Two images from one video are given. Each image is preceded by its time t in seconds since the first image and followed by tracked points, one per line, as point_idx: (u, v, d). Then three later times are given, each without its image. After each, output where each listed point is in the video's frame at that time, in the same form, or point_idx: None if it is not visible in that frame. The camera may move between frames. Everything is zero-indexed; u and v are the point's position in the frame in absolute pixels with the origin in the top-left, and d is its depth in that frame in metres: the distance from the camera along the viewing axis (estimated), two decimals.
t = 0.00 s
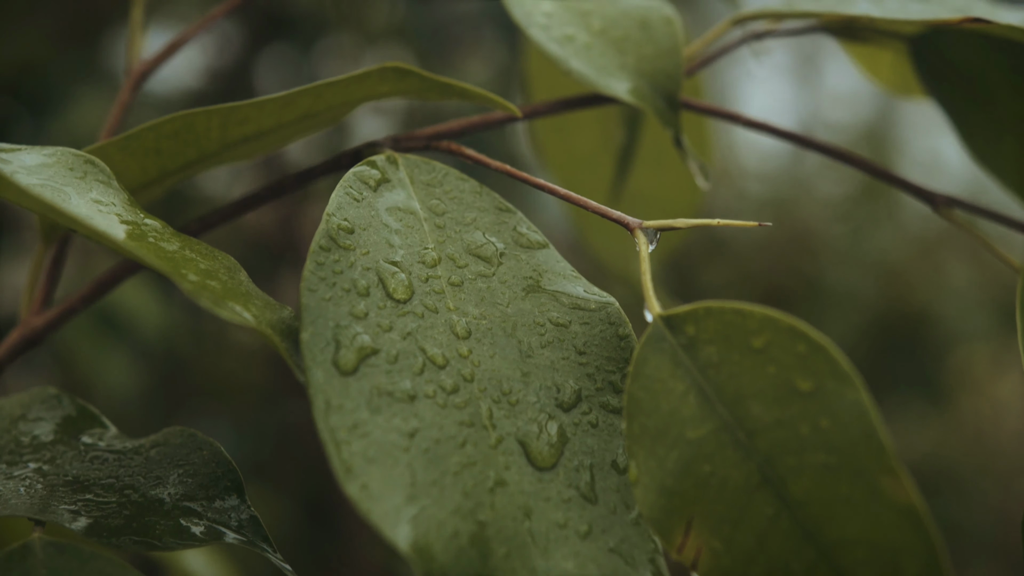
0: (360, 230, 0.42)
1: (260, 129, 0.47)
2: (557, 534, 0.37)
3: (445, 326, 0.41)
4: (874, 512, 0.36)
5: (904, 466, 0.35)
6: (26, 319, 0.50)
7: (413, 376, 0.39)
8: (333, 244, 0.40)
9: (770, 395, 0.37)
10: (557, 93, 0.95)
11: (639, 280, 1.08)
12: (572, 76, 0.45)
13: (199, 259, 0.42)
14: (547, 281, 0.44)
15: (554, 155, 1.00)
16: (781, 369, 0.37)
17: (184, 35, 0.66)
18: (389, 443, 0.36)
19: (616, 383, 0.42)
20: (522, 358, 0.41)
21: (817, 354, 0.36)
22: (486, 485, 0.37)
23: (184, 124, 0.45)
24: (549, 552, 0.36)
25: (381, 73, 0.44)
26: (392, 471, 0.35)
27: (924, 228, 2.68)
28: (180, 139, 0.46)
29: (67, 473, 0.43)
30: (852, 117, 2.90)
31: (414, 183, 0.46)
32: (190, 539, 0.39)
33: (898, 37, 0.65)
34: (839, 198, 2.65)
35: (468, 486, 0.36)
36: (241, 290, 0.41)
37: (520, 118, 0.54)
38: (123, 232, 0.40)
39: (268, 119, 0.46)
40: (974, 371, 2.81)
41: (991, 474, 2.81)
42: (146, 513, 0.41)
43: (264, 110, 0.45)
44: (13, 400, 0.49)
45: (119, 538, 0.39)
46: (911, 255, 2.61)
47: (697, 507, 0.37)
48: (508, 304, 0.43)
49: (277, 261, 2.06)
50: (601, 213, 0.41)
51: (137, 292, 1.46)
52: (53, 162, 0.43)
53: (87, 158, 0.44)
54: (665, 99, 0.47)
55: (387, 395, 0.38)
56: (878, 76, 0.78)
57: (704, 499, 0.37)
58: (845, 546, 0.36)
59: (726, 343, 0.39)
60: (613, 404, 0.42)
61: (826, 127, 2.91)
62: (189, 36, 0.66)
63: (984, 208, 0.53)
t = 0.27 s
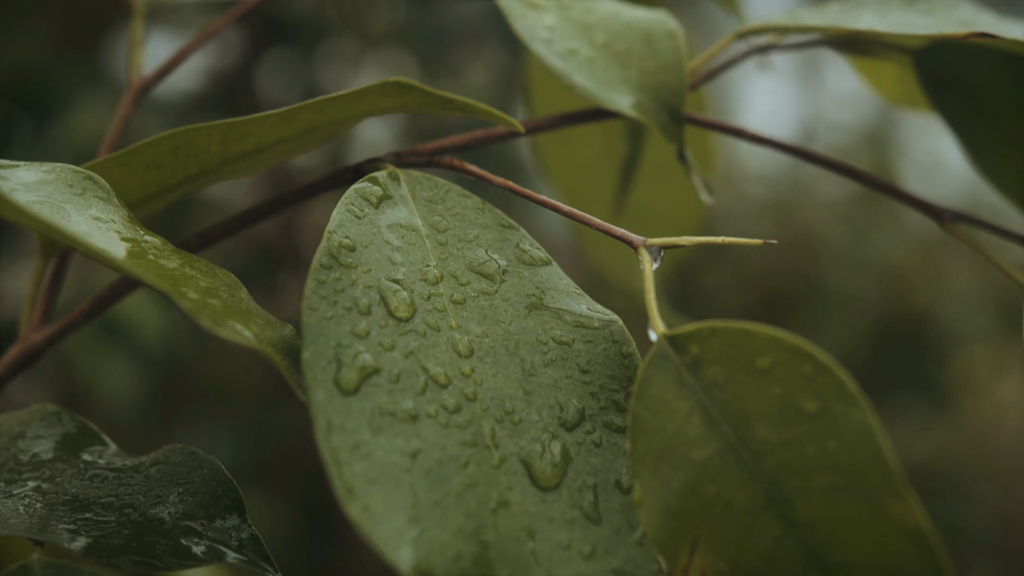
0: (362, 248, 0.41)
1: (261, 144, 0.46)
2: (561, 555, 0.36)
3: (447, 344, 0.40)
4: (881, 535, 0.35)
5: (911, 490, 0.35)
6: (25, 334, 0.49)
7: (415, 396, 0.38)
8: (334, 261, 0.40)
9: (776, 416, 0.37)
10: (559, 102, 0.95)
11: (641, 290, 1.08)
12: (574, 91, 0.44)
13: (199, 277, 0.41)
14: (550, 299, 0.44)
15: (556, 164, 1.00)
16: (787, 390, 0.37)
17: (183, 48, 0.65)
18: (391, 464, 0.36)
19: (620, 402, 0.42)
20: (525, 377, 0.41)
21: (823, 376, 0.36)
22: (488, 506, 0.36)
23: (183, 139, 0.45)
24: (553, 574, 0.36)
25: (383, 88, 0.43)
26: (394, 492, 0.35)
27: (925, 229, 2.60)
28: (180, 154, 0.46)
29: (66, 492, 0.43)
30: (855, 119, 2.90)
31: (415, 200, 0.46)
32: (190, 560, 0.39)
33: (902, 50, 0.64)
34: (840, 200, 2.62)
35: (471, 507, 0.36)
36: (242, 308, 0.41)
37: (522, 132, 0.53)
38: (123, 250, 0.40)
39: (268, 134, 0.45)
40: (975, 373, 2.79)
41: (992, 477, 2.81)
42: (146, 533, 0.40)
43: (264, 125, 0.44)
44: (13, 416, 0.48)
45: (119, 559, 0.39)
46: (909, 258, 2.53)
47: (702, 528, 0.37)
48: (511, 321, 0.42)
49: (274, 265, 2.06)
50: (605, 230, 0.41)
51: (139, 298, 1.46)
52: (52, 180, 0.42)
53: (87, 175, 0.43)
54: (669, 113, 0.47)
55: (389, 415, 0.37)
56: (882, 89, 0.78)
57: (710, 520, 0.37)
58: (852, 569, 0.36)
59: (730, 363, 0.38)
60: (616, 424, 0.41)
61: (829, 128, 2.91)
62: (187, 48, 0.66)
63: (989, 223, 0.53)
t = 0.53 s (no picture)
0: (364, 256, 0.41)
1: (263, 151, 0.46)
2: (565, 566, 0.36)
3: (450, 353, 0.40)
4: (887, 546, 0.35)
5: (918, 502, 0.34)
6: (26, 342, 0.49)
7: (418, 407, 0.38)
8: (336, 270, 0.40)
9: (782, 427, 0.37)
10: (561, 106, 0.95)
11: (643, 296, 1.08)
12: (578, 98, 0.44)
13: (201, 285, 0.41)
14: (553, 308, 0.44)
15: (558, 169, 0.99)
16: (792, 401, 0.36)
17: (183, 55, 0.65)
18: (394, 475, 0.36)
19: (624, 412, 0.42)
20: (528, 386, 0.40)
21: (829, 387, 0.35)
22: (492, 517, 0.36)
23: (184, 147, 0.44)
24: None
25: (385, 95, 0.43)
26: (397, 503, 0.35)
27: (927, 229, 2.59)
28: (181, 161, 0.45)
29: (66, 501, 0.43)
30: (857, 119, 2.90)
31: (418, 208, 0.46)
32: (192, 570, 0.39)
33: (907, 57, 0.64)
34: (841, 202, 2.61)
35: (474, 518, 0.36)
36: (244, 318, 0.41)
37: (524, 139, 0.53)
38: (124, 259, 0.39)
39: (270, 141, 0.45)
40: (976, 375, 2.77)
41: (993, 479, 2.80)
42: (147, 543, 0.40)
43: (266, 132, 0.44)
44: (13, 425, 0.48)
45: (119, 570, 0.39)
46: (912, 258, 2.52)
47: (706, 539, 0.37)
48: (514, 330, 0.42)
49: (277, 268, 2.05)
50: (609, 238, 0.41)
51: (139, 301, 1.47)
52: (52, 188, 0.42)
53: (88, 183, 0.43)
54: (673, 121, 0.47)
55: (392, 425, 0.37)
56: (887, 95, 0.77)
57: (715, 531, 0.37)
58: None
59: (736, 373, 0.38)
60: (620, 433, 0.41)
61: (831, 129, 2.91)
62: (187, 56, 0.65)
63: (993, 230, 0.53)
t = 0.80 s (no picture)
0: (367, 265, 0.41)
1: (264, 159, 0.46)
2: None
3: (453, 363, 0.40)
4: (893, 561, 0.35)
5: (926, 516, 0.34)
6: (26, 351, 0.49)
7: (420, 417, 0.38)
8: (338, 280, 0.39)
9: (788, 439, 0.36)
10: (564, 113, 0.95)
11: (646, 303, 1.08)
12: (582, 105, 0.44)
13: (202, 295, 0.41)
14: (557, 318, 0.43)
15: (560, 174, 0.99)
16: (798, 414, 0.36)
17: (185, 62, 0.64)
18: (397, 486, 0.35)
19: (628, 422, 0.41)
20: (532, 397, 0.40)
21: (835, 399, 0.35)
22: (496, 529, 0.36)
23: (185, 155, 0.44)
24: None
25: (388, 102, 0.43)
26: (400, 515, 0.35)
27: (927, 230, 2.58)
28: (182, 169, 0.45)
29: (66, 511, 0.42)
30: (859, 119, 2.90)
31: (421, 216, 0.45)
32: None
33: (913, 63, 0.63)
34: (842, 203, 2.61)
35: (478, 530, 0.35)
36: (245, 328, 0.41)
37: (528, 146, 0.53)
38: (125, 268, 0.39)
39: (271, 148, 0.45)
40: (976, 376, 2.76)
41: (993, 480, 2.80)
42: (147, 555, 0.40)
43: (267, 140, 0.44)
44: (12, 434, 0.48)
45: None
46: (913, 260, 2.51)
47: (710, 553, 0.36)
48: (518, 340, 0.42)
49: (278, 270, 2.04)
50: (613, 248, 0.40)
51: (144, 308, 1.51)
52: (53, 197, 0.42)
53: (89, 192, 0.43)
54: (678, 128, 0.46)
55: (395, 437, 0.37)
56: (890, 100, 0.77)
57: (719, 544, 0.36)
58: None
59: (742, 385, 0.37)
60: (625, 444, 0.41)
61: (832, 129, 2.90)
62: (189, 63, 0.65)
63: (999, 237, 0.53)
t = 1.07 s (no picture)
0: (371, 277, 0.40)
1: (267, 169, 0.45)
2: None
3: (458, 376, 0.39)
4: None
5: (935, 532, 0.34)
6: (28, 361, 0.49)
7: (425, 431, 0.37)
8: (342, 292, 0.39)
9: (796, 454, 0.36)
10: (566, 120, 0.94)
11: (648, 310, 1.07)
12: (586, 115, 0.44)
13: (205, 307, 0.41)
14: (562, 329, 0.43)
15: (563, 182, 0.99)
16: (806, 428, 0.36)
17: (187, 70, 0.64)
18: (401, 501, 0.35)
19: (634, 435, 0.41)
20: (537, 410, 0.40)
21: (844, 414, 0.35)
22: (501, 543, 0.35)
23: (188, 164, 0.44)
24: None
25: (391, 112, 0.42)
26: (405, 530, 0.34)
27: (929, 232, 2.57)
28: (184, 179, 0.45)
29: (68, 524, 0.42)
30: (860, 120, 2.90)
31: (425, 227, 0.45)
32: None
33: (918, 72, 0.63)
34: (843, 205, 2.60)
35: (483, 545, 0.35)
36: (249, 340, 0.40)
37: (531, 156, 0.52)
38: (128, 281, 0.39)
39: (274, 158, 0.44)
40: (979, 379, 2.75)
41: (995, 483, 2.80)
42: (151, 569, 0.40)
43: (270, 150, 0.43)
44: (14, 446, 0.47)
45: None
46: (915, 262, 2.50)
47: (717, 568, 0.36)
48: (523, 352, 0.41)
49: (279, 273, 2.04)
50: (618, 260, 0.40)
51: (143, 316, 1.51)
52: (55, 208, 0.42)
53: (91, 204, 0.43)
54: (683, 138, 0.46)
55: (399, 451, 0.36)
56: (894, 107, 0.76)
57: (726, 560, 0.36)
58: None
59: (750, 399, 0.37)
60: (630, 457, 0.41)
61: (834, 130, 2.90)
62: (192, 71, 0.64)
63: (1005, 246, 0.53)
